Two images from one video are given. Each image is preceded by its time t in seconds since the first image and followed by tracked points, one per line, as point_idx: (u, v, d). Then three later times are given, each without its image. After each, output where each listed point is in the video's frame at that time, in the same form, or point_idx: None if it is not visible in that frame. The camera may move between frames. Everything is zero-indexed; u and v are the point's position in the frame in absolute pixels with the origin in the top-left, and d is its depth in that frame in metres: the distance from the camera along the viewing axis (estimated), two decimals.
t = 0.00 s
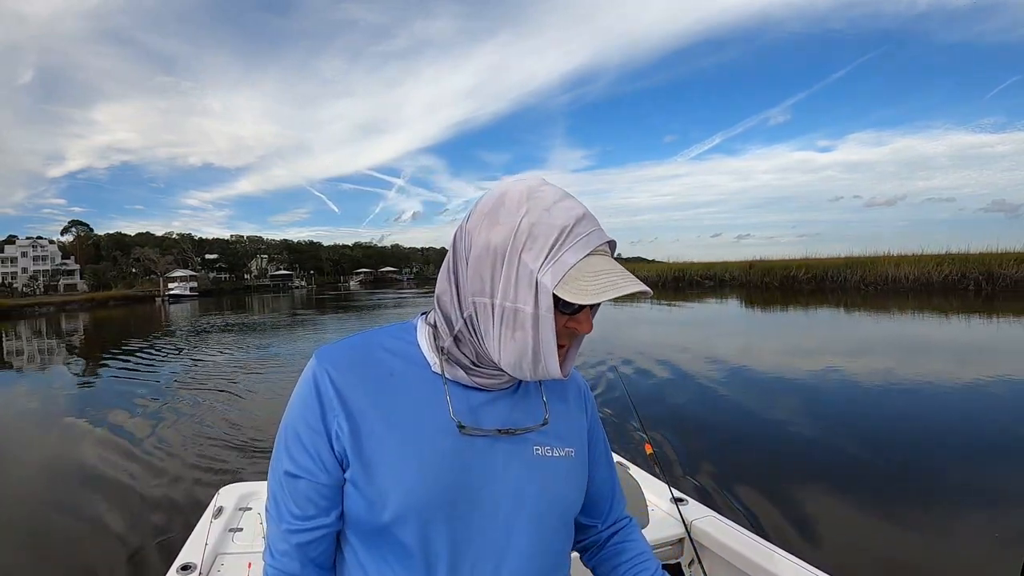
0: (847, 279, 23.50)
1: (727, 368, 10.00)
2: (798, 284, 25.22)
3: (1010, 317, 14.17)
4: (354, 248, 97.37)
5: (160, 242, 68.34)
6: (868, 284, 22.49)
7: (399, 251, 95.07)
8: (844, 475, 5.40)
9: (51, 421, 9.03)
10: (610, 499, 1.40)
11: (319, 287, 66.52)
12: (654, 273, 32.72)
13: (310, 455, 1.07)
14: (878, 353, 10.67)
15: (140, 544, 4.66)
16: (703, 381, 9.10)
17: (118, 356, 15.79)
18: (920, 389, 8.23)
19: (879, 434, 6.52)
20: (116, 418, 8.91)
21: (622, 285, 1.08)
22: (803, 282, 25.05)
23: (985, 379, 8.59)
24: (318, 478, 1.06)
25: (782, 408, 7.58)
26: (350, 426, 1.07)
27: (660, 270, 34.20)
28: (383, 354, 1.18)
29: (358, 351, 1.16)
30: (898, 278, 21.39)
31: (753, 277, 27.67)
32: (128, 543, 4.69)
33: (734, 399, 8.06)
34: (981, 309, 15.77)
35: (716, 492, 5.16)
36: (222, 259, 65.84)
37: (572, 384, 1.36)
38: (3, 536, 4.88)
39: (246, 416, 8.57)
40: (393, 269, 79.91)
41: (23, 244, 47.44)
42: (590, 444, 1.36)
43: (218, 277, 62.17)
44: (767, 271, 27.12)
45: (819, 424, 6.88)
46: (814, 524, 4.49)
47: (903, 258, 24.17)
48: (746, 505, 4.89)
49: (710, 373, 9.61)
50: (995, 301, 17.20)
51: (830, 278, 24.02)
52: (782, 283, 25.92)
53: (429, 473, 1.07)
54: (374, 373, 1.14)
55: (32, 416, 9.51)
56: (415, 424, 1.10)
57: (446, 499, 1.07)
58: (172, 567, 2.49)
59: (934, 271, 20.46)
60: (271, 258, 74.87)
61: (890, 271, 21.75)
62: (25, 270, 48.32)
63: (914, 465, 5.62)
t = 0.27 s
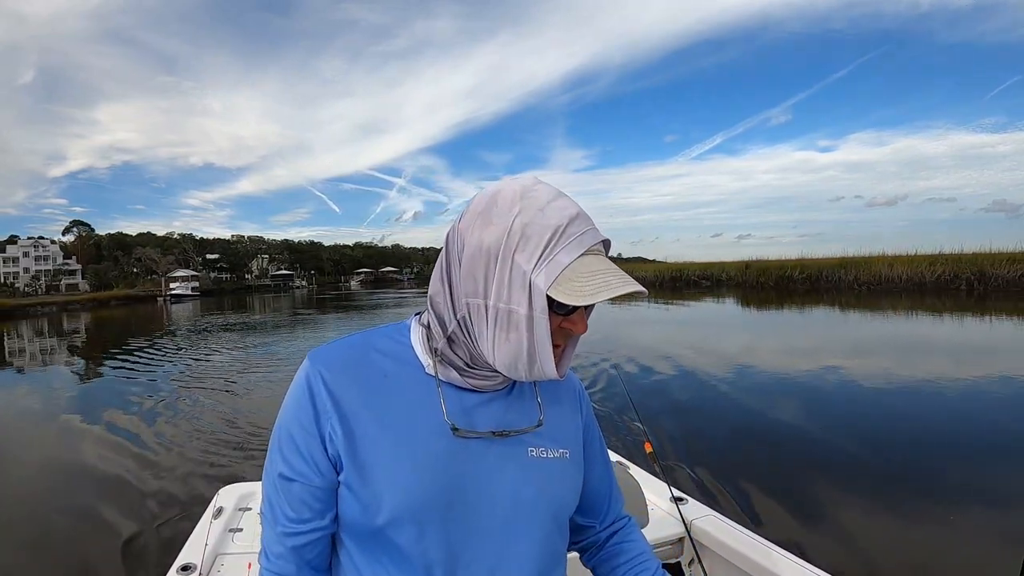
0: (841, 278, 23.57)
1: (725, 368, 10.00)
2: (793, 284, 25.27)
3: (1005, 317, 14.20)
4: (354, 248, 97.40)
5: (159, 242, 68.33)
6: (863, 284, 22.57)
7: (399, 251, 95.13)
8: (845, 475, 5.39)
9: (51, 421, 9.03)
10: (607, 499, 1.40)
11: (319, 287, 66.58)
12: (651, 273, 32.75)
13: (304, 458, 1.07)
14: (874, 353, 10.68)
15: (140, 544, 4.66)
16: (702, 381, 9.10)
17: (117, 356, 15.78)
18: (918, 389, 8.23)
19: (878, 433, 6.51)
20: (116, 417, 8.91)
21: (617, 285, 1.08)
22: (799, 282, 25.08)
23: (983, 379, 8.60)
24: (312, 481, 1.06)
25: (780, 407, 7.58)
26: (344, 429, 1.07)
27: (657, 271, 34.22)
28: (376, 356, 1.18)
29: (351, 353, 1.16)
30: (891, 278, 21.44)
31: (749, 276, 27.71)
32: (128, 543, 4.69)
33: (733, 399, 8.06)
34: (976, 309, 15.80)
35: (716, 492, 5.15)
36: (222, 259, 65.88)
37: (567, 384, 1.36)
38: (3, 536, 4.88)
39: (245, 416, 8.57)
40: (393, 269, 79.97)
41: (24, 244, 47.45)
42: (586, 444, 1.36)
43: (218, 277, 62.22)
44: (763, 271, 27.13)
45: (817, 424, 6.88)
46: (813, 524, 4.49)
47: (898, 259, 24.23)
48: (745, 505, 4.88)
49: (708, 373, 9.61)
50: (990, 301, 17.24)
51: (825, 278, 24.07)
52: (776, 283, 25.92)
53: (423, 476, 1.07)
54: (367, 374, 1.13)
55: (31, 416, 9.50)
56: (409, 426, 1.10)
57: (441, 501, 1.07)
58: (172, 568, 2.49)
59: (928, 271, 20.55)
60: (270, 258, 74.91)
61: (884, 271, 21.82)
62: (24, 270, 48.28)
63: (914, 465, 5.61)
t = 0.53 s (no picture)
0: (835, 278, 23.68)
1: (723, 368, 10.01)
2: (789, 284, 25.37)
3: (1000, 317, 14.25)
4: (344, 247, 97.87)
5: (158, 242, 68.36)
6: (857, 284, 22.70)
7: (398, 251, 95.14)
8: (846, 475, 5.38)
9: (51, 421, 9.03)
10: (602, 500, 1.40)
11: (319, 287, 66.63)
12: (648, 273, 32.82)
13: (298, 460, 1.07)
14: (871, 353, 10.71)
15: (139, 543, 4.67)
16: (700, 381, 9.11)
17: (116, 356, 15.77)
18: (916, 389, 8.23)
19: (877, 433, 6.52)
20: (116, 417, 8.91)
21: (610, 284, 1.08)
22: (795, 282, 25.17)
23: (979, 379, 8.62)
24: (307, 483, 1.06)
25: (778, 407, 7.59)
26: (339, 432, 1.07)
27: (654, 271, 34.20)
28: (370, 357, 1.18)
29: (345, 355, 1.15)
30: (885, 278, 21.53)
31: (745, 276, 27.80)
32: (128, 542, 4.69)
33: (731, 399, 8.06)
34: (972, 308, 15.86)
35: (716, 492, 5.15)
36: (223, 259, 65.84)
37: (562, 383, 1.36)
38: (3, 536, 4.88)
39: (245, 416, 8.58)
40: (392, 268, 80.19)
41: (26, 244, 47.43)
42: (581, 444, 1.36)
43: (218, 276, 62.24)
44: (759, 271, 27.17)
45: (816, 424, 6.89)
46: (813, 524, 4.49)
47: (893, 259, 24.31)
48: (745, 504, 4.88)
49: (706, 373, 9.62)
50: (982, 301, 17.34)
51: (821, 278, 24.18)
52: (772, 283, 25.96)
53: (417, 477, 1.07)
54: (360, 375, 1.13)
55: (31, 416, 9.50)
56: (403, 428, 1.10)
57: (435, 502, 1.07)
58: (172, 568, 2.49)
59: (920, 271, 20.72)
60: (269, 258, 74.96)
61: (878, 271, 21.95)
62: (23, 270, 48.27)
63: (915, 465, 5.60)
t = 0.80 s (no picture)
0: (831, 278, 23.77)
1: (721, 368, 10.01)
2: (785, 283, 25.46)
3: (993, 317, 14.33)
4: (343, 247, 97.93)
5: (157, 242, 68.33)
6: (851, 284, 22.81)
7: (398, 250, 95.22)
8: (846, 476, 5.38)
9: (51, 421, 9.02)
10: (600, 500, 1.40)
11: (319, 286, 66.68)
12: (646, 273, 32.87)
13: (298, 462, 1.07)
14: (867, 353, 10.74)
15: (139, 544, 4.66)
16: (698, 381, 9.11)
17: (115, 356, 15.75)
18: (914, 388, 8.25)
19: (876, 433, 6.52)
20: (115, 417, 8.91)
21: (611, 285, 1.08)
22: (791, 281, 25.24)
23: (975, 378, 8.65)
24: (307, 485, 1.06)
25: (777, 407, 7.59)
26: (338, 434, 1.07)
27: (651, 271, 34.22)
28: (369, 358, 1.17)
29: (343, 356, 1.15)
30: (878, 278, 21.65)
31: (741, 276, 27.88)
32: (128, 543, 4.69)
33: (730, 399, 8.06)
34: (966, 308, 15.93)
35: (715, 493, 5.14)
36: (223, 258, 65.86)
37: (560, 382, 1.37)
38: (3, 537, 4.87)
39: (244, 415, 8.58)
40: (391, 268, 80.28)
41: (27, 244, 47.46)
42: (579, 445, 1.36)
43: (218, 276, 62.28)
44: (754, 271, 27.21)
45: (815, 424, 6.89)
46: (812, 524, 4.48)
47: (887, 259, 24.42)
48: (746, 505, 4.88)
49: (704, 373, 9.63)
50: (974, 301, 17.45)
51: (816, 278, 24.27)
52: (767, 283, 25.98)
53: (417, 478, 1.06)
54: (359, 377, 1.13)
55: (31, 416, 9.49)
56: (403, 429, 1.10)
57: (435, 504, 1.07)
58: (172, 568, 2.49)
59: (913, 271, 20.88)
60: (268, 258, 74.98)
61: (873, 271, 22.06)
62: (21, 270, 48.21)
63: (915, 465, 5.60)
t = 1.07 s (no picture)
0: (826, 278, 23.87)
1: (719, 368, 10.03)
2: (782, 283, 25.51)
3: (987, 317, 14.42)
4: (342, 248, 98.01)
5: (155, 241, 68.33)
6: (845, 285, 22.94)
7: (397, 250, 95.21)
8: (847, 475, 5.38)
9: (51, 421, 9.01)
10: (600, 504, 1.41)
11: (317, 286, 66.79)
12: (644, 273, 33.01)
13: (305, 460, 1.06)
14: (863, 353, 10.77)
15: (140, 543, 4.67)
16: (697, 380, 9.12)
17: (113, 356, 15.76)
18: (911, 388, 8.28)
19: (876, 433, 6.53)
20: (115, 417, 8.90)
21: (625, 291, 1.08)
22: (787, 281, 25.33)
23: (971, 377, 8.70)
24: (313, 482, 1.06)
25: (776, 406, 7.59)
26: (347, 431, 1.07)
27: (647, 271, 34.26)
28: (376, 357, 1.17)
29: (352, 353, 1.15)
30: (872, 278, 21.78)
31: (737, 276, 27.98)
32: (128, 542, 4.69)
33: (729, 398, 8.07)
34: (959, 308, 16.04)
35: (716, 491, 5.14)
36: (223, 258, 65.99)
37: (563, 386, 1.38)
38: (4, 536, 4.87)
39: (244, 415, 8.60)
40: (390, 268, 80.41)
41: (27, 244, 47.40)
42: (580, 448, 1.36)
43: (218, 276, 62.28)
44: (749, 270, 27.26)
45: (814, 423, 6.89)
46: (813, 524, 4.48)
47: (881, 259, 24.56)
48: (745, 504, 4.87)
49: (702, 373, 9.65)
50: (966, 301, 17.58)
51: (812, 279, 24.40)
52: (761, 283, 26.05)
53: (423, 478, 1.06)
54: (368, 374, 1.13)
55: (30, 415, 9.47)
56: (410, 429, 1.10)
57: (441, 503, 1.07)
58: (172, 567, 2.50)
59: (906, 271, 21.08)
60: (267, 258, 75.03)
61: (866, 272, 22.21)
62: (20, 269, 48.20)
63: (915, 464, 5.61)
